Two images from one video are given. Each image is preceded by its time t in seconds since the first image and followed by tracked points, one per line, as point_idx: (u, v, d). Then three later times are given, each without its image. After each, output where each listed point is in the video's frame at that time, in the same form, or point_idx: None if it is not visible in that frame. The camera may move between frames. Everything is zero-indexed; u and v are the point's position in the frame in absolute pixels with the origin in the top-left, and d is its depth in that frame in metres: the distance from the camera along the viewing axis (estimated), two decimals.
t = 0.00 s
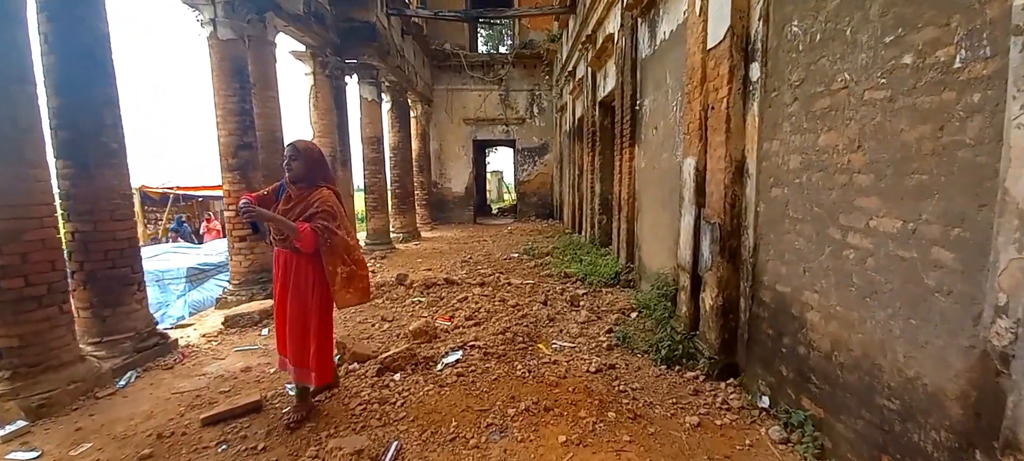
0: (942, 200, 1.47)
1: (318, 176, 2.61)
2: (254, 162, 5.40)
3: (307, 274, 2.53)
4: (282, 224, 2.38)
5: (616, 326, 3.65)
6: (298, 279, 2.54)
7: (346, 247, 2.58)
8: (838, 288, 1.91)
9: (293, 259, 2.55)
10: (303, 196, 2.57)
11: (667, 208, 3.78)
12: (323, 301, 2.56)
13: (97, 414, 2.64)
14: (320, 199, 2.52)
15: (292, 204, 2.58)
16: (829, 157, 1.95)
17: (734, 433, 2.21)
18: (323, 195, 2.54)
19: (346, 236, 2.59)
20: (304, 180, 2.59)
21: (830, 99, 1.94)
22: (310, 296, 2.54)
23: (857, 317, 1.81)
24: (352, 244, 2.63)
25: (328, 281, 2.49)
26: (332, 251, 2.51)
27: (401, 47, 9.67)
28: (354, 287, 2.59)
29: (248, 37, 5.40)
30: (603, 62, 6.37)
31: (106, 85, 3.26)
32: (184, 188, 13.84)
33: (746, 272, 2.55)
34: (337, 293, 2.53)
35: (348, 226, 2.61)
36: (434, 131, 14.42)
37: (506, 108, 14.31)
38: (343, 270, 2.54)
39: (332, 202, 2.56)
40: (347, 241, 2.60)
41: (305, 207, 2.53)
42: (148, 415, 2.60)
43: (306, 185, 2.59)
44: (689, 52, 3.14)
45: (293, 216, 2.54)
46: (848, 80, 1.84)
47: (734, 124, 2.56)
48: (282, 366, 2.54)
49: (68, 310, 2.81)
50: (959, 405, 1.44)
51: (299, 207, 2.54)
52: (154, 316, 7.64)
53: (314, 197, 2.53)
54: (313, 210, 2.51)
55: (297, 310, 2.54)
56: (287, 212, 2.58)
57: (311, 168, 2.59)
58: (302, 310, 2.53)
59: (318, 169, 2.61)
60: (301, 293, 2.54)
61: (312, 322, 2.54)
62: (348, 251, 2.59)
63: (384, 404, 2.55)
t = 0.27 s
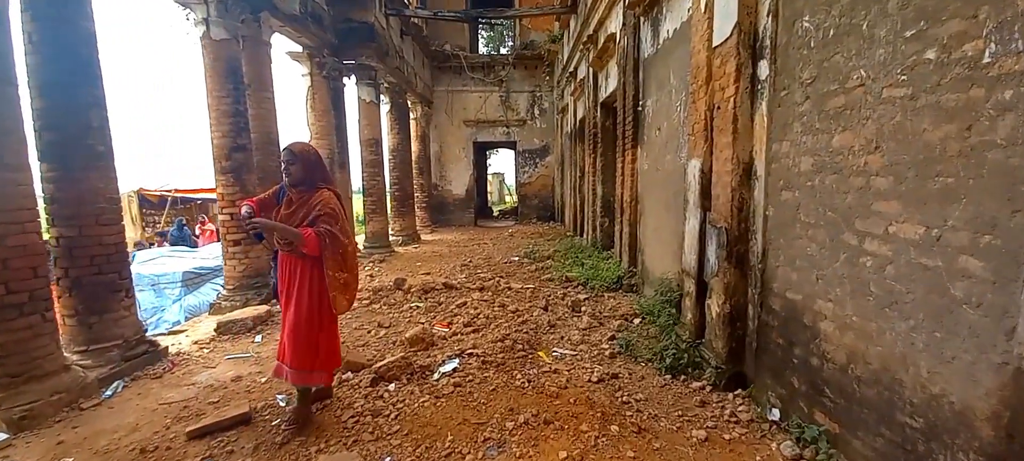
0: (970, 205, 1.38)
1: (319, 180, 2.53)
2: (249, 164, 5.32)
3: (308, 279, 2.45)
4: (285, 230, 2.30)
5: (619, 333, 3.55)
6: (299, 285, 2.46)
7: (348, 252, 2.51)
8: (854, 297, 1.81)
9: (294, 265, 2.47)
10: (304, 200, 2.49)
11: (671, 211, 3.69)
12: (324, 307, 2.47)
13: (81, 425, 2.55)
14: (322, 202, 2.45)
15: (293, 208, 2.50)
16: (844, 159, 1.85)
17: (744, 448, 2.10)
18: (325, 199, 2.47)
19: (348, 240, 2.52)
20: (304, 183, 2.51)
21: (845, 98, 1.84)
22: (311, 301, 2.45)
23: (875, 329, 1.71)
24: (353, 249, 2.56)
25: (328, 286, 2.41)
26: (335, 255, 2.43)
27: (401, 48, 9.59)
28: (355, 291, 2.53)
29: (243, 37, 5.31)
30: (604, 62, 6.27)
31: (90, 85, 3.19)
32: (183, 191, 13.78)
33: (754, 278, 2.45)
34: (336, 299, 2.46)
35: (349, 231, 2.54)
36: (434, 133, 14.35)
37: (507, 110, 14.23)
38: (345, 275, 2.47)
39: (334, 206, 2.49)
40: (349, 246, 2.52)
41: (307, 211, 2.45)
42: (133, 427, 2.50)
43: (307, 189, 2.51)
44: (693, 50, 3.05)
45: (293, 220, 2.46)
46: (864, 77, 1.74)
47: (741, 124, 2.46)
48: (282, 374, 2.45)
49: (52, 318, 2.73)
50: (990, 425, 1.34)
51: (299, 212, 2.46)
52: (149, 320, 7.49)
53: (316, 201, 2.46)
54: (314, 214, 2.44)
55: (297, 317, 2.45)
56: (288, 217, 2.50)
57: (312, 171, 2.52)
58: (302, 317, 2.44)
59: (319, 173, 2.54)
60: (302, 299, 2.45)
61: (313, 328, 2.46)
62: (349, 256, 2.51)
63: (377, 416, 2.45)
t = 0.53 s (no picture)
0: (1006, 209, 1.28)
1: (318, 179, 2.53)
2: (245, 166, 5.23)
3: (313, 280, 2.44)
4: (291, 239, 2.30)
5: (623, 340, 3.44)
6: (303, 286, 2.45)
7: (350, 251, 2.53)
8: (873, 306, 1.70)
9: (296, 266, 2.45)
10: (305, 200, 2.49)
11: (675, 214, 3.58)
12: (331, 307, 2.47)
13: (61, 440, 2.46)
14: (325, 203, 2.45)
15: (292, 208, 2.49)
16: (862, 159, 1.75)
17: None
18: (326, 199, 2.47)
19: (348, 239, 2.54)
20: (303, 183, 2.50)
21: (865, 95, 1.75)
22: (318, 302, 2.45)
23: (898, 340, 1.60)
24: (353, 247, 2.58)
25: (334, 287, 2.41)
26: (341, 256, 2.45)
27: (402, 49, 9.51)
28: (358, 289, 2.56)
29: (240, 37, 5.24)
30: (608, 61, 6.18)
31: (78, 85, 3.10)
32: (182, 193, 13.71)
33: (764, 284, 2.33)
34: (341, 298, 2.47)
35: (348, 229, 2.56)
36: (435, 135, 14.27)
37: (508, 112, 14.16)
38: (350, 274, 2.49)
39: (336, 206, 2.50)
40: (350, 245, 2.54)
41: (308, 212, 2.44)
42: (116, 441, 2.41)
43: (306, 189, 2.51)
44: (699, 48, 2.95)
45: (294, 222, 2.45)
46: (885, 72, 1.65)
47: (751, 124, 2.37)
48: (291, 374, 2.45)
49: (35, 327, 2.66)
50: None
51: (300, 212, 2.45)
52: (144, 322, 7.66)
53: (318, 202, 2.46)
54: (318, 215, 2.44)
55: (304, 318, 2.44)
56: (287, 218, 2.48)
57: (312, 171, 2.51)
58: (310, 318, 2.44)
59: (318, 172, 2.53)
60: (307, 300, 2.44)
61: (321, 328, 2.46)
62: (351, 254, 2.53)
63: (371, 429, 2.35)
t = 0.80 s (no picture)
0: None
1: (318, 179, 2.39)
2: (238, 167, 5.07)
3: (314, 285, 2.35)
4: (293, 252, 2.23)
5: (625, 346, 3.31)
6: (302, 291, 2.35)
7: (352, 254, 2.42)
8: (901, 317, 1.57)
9: (297, 270, 2.35)
10: (304, 201, 2.35)
11: (679, 216, 3.46)
12: (334, 312, 2.39)
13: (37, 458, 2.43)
14: (326, 205, 2.33)
15: (291, 210, 2.36)
16: (888, 159, 1.64)
17: None
18: (327, 200, 2.35)
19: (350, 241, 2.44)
20: (303, 184, 2.37)
21: (890, 91, 1.64)
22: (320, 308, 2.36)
23: (930, 355, 1.48)
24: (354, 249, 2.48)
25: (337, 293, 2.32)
26: (343, 260, 2.35)
27: (401, 48, 9.36)
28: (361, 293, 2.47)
29: (237, 35, 5.08)
30: (610, 60, 6.05)
31: (65, 83, 2.96)
32: (178, 194, 13.53)
33: (776, 291, 2.19)
34: (344, 304, 2.37)
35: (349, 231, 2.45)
36: (434, 135, 14.13)
37: (507, 111, 14.03)
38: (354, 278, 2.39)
39: (337, 207, 2.37)
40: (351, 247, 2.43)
41: (307, 214, 2.31)
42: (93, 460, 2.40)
43: (305, 190, 2.37)
44: (707, 44, 2.84)
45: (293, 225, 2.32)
46: (915, 67, 1.54)
47: (763, 122, 2.26)
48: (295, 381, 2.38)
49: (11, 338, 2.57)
50: None
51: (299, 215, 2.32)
52: (135, 328, 7.42)
53: (318, 204, 2.33)
54: (318, 218, 2.32)
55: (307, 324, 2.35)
56: (285, 220, 2.35)
57: (312, 170, 2.37)
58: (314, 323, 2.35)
59: (318, 171, 2.39)
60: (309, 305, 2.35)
61: (325, 333, 2.38)
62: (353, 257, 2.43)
63: (364, 447, 2.23)
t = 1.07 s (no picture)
0: None
1: (319, 179, 2.25)
2: (229, 167, 4.91)
3: (312, 292, 2.22)
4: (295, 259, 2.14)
5: (628, 353, 3.18)
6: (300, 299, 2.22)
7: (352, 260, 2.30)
8: (934, 331, 1.45)
9: (293, 276, 2.22)
10: (302, 202, 2.20)
11: (683, 219, 3.33)
12: (330, 321, 2.26)
13: None
14: (327, 207, 2.18)
15: (288, 211, 2.21)
16: (919, 159, 1.51)
17: None
18: (328, 202, 2.21)
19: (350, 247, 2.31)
20: (301, 184, 2.22)
21: (920, 87, 1.51)
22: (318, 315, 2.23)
23: (967, 373, 1.36)
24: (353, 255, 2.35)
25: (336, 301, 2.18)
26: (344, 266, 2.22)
27: (398, 46, 9.22)
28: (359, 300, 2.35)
29: (229, 32, 4.92)
30: (611, 58, 5.91)
31: (48, 79, 2.82)
32: (172, 194, 13.34)
33: (792, 299, 2.07)
34: (343, 313, 2.24)
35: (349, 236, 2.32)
36: (431, 135, 13.99)
37: (505, 111, 13.89)
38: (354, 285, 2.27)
39: (338, 210, 2.24)
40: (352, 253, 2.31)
41: (306, 216, 2.16)
42: None
43: (304, 190, 2.22)
44: (715, 39, 2.71)
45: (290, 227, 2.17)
46: (949, 59, 1.42)
47: (777, 120, 2.13)
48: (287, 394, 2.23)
49: None
50: None
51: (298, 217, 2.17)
52: (125, 330, 7.49)
53: (319, 206, 2.18)
54: (318, 220, 2.17)
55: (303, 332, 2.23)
56: (282, 221, 2.20)
57: (314, 171, 2.23)
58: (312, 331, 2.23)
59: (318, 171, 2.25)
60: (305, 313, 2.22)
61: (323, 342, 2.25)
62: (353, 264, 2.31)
63: None
